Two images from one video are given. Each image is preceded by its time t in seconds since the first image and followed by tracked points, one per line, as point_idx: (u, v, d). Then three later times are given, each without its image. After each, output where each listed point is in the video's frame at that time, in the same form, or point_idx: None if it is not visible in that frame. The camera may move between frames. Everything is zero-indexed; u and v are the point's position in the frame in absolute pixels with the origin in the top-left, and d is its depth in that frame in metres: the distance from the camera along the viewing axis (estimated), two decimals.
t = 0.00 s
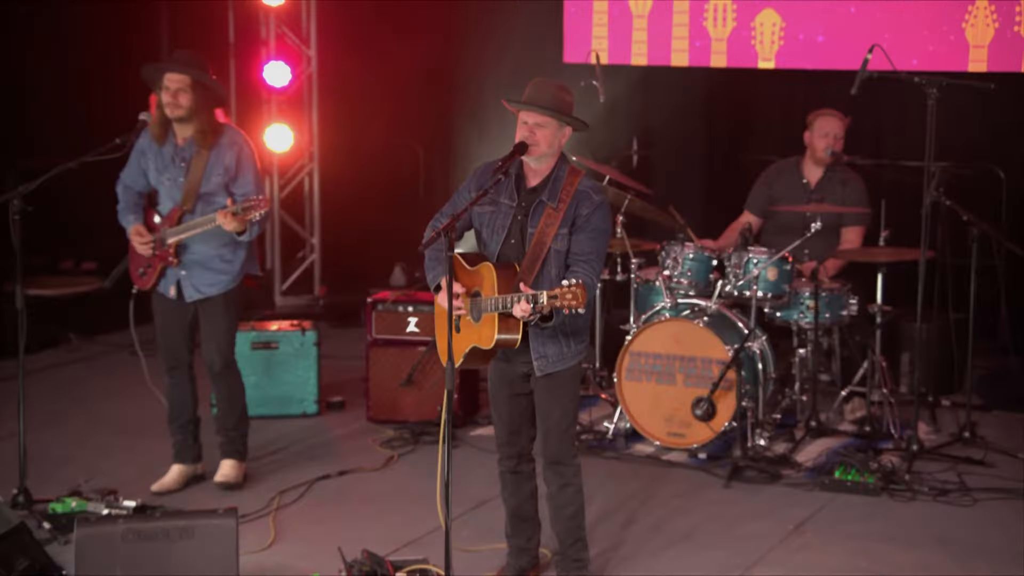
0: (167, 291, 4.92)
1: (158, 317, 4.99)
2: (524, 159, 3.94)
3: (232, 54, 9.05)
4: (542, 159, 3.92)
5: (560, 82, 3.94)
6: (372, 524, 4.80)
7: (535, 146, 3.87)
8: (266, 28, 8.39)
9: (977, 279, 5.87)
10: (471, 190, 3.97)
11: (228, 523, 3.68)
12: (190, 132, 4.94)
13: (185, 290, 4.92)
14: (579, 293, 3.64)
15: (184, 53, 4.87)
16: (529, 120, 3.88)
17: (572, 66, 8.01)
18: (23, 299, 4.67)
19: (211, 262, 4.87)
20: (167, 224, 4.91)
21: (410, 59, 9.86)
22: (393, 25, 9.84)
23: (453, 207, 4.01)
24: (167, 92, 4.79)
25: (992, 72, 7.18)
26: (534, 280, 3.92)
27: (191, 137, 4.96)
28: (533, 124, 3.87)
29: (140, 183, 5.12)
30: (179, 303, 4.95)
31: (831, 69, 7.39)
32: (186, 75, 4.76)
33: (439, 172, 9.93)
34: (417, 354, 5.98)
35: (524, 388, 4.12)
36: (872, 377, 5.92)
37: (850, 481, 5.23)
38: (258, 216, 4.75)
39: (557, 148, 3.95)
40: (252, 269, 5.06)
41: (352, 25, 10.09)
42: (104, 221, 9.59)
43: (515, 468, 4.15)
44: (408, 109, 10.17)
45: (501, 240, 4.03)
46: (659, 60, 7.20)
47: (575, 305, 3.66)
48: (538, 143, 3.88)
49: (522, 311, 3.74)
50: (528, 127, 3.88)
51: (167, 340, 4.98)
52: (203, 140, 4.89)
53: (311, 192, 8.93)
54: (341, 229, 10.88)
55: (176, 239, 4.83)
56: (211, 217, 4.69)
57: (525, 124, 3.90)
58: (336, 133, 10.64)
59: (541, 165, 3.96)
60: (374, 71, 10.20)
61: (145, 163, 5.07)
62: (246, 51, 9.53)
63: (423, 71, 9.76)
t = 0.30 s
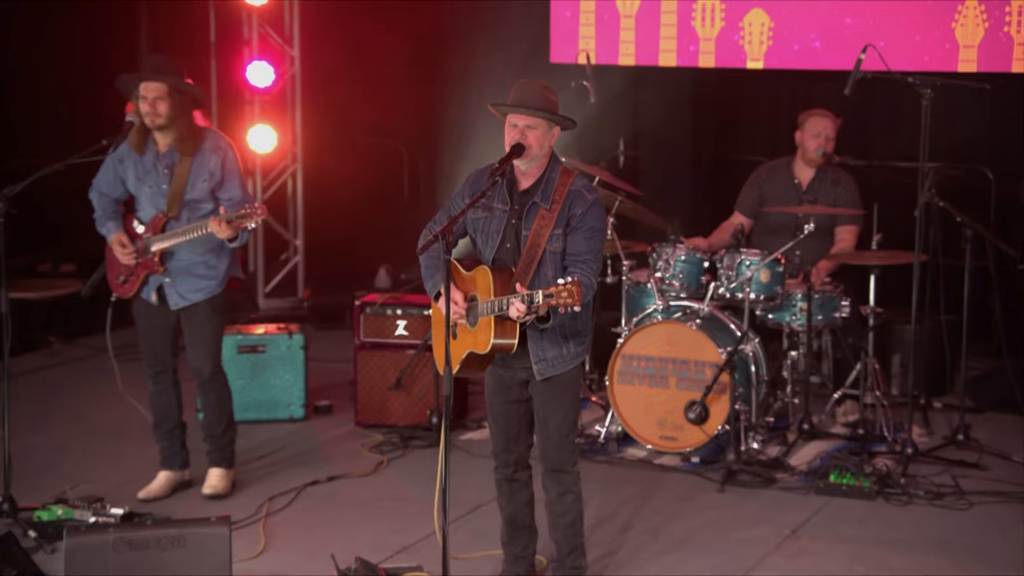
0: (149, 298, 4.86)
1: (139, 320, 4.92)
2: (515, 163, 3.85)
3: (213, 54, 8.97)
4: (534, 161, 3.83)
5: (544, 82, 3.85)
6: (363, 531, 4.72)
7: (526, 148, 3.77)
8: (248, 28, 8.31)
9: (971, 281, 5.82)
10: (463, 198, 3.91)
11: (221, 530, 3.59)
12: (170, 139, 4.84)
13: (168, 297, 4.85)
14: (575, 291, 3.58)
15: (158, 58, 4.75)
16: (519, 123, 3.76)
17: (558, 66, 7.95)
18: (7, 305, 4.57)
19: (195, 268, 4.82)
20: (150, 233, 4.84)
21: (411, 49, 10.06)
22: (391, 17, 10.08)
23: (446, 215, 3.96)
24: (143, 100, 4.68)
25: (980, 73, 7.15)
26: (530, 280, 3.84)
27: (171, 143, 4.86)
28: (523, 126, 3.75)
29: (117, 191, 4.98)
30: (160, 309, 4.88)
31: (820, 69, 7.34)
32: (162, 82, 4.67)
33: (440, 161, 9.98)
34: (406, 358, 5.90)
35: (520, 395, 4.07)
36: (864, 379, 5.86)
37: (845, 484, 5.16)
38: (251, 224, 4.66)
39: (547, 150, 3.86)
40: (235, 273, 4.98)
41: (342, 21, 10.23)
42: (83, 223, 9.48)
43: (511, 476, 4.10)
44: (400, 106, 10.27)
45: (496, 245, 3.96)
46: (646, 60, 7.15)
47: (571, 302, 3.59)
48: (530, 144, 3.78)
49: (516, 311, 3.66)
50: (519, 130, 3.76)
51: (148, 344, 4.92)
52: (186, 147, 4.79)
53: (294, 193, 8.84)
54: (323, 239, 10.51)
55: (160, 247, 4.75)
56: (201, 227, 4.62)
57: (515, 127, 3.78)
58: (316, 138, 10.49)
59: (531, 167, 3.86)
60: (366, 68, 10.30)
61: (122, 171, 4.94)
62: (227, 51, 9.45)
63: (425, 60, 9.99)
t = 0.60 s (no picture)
0: (143, 302, 4.78)
1: (132, 323, 4.84)
2: (522, 167, 3.81)
3: (195, 54, 8.87)
4: (545, 169, 3.80)
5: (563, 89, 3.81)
6: (355, 538, 4.64)
7: (540, 158, 3.75)
8: (232, 28, 8.23)
9: (966, 283, 5.77)
10: (466, 195, 3.84)
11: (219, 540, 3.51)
12: (161, 141, 4.78)
13: (163, 301, 4.78)
14: (581, 301, 3.53)
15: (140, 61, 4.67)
16: (535, 133, 3.72)
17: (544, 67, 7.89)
18: None
19: (191, 271, 4.75)
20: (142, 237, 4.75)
21: (398, 51, 9.99)
22: (377, 19, 10.00)
23: (447, 214, 3.89)
24: (134, 103, 4.59)
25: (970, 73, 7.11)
26: (529, 286, 3.77)
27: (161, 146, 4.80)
28: (540, 136, 3.72)
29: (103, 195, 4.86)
30: (156, 313, 4.81)
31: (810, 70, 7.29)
32: (151, 84, 4.57)
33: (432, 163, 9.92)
34: (395, 362, 5.83)
35: (516, 400, 3.95)
36: (860, 382, 5.81)
37: (843, 489, 5.10)
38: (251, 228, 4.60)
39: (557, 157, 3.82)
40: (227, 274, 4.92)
41: (329, 24, 10.18)
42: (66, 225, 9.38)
43: (506, 482, 3.98)
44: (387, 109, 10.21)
45: (495, 246, 3.90)
46: (635, 61, 7.09)
47: (577, 312, 3.55)
48: (543, 154, 3.76)
49: (518, 317, 3.57)
50: (535, 140, 3.73)
51: (142, 348, 4.84)
52: (177, 149, 4.73)
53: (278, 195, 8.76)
54: (312, 239, 10.47)
55: (156, 253, 4.67)
56: (205, 230, 4.55)
57: (531, 134, 3.74)
58: (304, 140, 10.42)
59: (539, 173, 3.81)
60: (353, 69, 10.23)
61: (110, 176, 4.83)
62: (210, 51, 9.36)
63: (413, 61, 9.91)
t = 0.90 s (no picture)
0: (149, 307, 4.71)
1: (135, 329, 4.77)
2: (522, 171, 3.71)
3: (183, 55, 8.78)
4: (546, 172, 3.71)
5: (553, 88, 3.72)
6: (356, 547, 4.56)
7: (542, 160, 3.66)
8: (221, 29, 8.16)
9: (969, 285, 5.71)
10: (465, 206, 3.77)
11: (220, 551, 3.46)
12: (163, 143, 4.71)
13: (169, 306, 4.71)
14: (585, 291, 3.43)
15: (138, 62, 4.61)
16: (537, 135, 3.64)
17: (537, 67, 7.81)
18: None
19: (196, 273, 4.68)
20: (147, 240, 4.68)
21: (383, 54, 9.87)
22: (365, 20, 9.91)
23: (449, 225, 3.82)
24: (133, 102, 4.53)
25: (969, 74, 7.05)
26: (535, 285, 3.69)
27: (163, 148, 4.73)
28: (542, 139, 3.64)
29: (105, 199, 4.82)
30: (161, 317, 4.75)
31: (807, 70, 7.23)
32: (149, 83, 4.52)
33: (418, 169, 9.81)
34: (393, 366, 5.76)
35: (527, 408, 3.91)
36: (862, 386, 5.75)
37: (848, 494, 5.04)
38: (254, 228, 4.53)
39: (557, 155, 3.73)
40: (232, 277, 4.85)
41: (319, 25, 10.15)
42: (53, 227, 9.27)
43: (515, 491, 3.94)
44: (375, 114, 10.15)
45: (498, 252, 3.82)
46: (631, 61, 7.02)
47: (581, 303, 3.44)
48: (545, 156, 3.67)
49: (523, 315, 3.49)
50: (537, 143, 3.65)
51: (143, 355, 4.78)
52: (180, 149, 4.66)
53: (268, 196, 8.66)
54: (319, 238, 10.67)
55: (160, 256, 4.61)
56: (207, 232, 4.49)
57: (530, 138, 3.66)
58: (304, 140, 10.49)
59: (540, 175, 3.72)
60: (343, 72, 10.15)
61: (112, 179, 4.78)
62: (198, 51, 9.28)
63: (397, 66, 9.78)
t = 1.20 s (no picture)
0: (159, 311, 4.65)
1: (144, 336, 4.71)
2: (539, 171, 3.71)
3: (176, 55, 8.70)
4: (560, 172, 3.69)
5: (576, 89, 3.71)
6: (361, 554, 4.49)
7: (554, 159, 3.64)
8: (216, 30, 8.09)
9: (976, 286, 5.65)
10: (480, 203, 3.74)
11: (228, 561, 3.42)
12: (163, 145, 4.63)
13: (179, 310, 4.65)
14: (601, 306, 3.36)
15: (141, 62, 4.54)
16: (551, 133, 3.62)
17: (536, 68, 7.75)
18: None
19: (205, 276, 4.61)
20: (153, 245, 4.63)
21: (380, 53, 9.94)
22: (357, 21, 9.96)
23: (463, 223, 3.80)
24: (132, 102, 4.46)
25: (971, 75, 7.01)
26: (549, 292, 3.64)
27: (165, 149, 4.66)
28: (554, 138, 3.62)
29: (115, 202, 4.77)
30: (171, 321, 4.69)
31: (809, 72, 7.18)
32: (149, 81, 4.46)
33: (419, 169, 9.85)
34: (395, 370, 5.71)
35: (541, 412, 3.88)
36: (868, 390, 5.69)
37: (857, 499, 4.99)
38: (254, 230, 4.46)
39: (574, 157, 3.70)
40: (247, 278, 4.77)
41: (309, 28, 10.17)
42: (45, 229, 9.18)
43: (526, 496, 3.90)
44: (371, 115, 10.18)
45: (512, 254, 3.76)
46: (630, 61, 6.97)
47: (597, 317, 3.38)
48: (558, 156, 3.65)
49: (536, 325, 3.40)
50: (550, 141, 3.63)
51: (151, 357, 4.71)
52: (180, 151, 4.58)
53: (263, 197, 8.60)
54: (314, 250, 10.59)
55: (165, 260, 4.55)
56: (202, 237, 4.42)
57: (544, 136, 3.66)
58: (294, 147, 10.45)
59: (557, 175, 3.70)
60: (335, 75, 10.18)
61: (118, 183, 4.73)
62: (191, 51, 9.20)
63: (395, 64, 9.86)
